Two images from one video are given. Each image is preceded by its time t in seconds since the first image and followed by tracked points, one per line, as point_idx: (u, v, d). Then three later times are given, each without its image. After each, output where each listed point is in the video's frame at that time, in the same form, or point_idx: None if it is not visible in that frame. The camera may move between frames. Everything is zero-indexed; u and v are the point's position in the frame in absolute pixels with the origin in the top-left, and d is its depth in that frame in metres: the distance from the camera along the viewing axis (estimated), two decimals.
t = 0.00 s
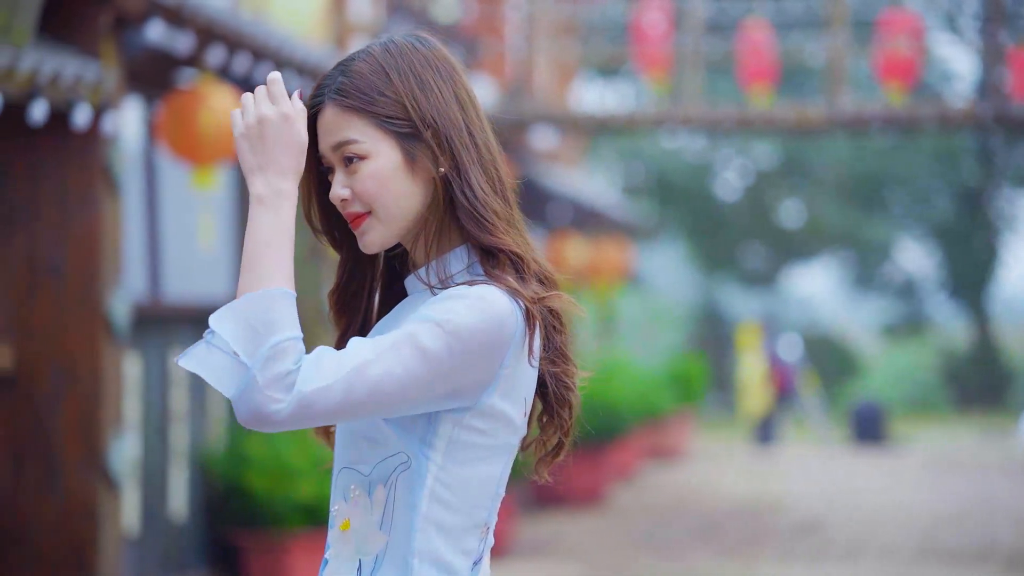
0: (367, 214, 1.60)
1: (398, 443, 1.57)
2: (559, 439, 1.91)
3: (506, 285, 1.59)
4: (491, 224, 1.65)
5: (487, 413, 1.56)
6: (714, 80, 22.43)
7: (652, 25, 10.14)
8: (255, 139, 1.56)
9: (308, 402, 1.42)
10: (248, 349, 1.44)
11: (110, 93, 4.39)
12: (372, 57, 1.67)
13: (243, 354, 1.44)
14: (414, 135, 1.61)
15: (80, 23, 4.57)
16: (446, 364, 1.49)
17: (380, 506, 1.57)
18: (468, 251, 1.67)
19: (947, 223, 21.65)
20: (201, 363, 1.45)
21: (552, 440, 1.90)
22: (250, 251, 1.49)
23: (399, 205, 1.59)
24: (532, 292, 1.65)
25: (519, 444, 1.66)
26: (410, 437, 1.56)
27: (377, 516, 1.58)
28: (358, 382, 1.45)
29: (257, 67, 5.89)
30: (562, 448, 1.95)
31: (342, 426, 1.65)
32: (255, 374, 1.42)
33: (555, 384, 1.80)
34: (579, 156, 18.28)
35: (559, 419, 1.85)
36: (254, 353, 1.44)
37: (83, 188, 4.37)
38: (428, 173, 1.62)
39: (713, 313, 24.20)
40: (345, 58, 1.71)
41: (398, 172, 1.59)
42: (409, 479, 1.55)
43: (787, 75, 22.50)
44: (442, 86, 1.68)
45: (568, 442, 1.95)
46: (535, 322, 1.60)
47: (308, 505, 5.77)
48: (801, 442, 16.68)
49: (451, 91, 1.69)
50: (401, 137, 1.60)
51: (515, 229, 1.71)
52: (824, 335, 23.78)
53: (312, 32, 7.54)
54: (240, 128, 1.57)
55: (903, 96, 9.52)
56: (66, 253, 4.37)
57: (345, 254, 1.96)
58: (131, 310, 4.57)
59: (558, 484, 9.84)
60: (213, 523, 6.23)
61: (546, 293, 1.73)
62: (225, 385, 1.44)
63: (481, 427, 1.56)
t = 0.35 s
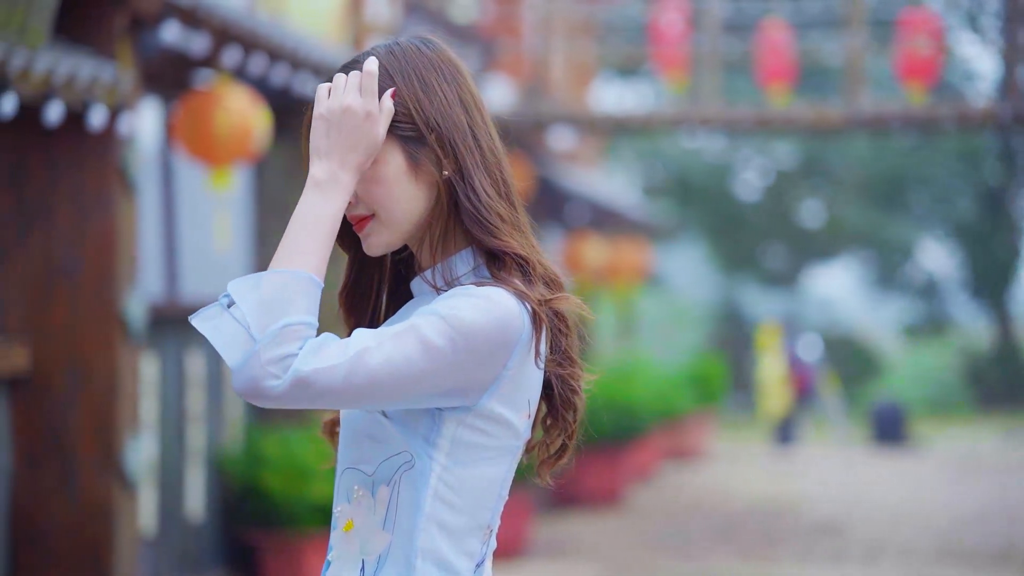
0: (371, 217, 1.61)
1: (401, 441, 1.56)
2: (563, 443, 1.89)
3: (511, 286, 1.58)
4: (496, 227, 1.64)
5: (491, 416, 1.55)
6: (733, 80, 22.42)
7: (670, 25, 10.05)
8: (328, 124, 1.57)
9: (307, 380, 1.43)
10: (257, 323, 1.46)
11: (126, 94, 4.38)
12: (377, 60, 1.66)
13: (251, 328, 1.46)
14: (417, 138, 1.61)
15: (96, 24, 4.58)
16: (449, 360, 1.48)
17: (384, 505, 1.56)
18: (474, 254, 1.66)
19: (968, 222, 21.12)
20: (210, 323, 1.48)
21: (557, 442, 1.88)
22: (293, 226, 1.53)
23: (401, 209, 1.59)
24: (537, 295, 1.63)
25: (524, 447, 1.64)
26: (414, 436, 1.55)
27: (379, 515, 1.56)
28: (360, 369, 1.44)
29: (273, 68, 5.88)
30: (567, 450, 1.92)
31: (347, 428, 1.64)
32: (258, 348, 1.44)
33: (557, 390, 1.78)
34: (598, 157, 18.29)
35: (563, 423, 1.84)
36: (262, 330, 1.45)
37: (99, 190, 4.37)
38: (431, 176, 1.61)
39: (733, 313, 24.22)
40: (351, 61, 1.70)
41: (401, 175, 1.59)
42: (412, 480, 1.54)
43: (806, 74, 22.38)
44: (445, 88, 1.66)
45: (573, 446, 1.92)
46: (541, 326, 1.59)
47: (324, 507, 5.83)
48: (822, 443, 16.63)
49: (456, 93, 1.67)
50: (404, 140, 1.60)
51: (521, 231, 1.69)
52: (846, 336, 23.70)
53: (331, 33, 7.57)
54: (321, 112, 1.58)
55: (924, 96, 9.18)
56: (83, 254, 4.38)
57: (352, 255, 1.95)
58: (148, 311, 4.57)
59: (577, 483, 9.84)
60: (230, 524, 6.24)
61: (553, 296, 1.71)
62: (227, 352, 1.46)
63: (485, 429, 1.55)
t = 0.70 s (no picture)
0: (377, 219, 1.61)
1: (408, 443, 1.55)
2: (567, 449, 1.88)
3: (520, 289, 1.58)
4: (506, 230, 1.63)
5: (498, 420, 1.54)
6: (755, 80, 22.27)
7: (691, 24, 9.92)
8: (368, 137, 1.54)
9: (319, 381, 1.41)
10: (276, 323, 1.44)
11: (144, 95, 4.39)
12: (389, 59, 1.65)
13: (271, 328, 1.45)
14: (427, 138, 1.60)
15: (114, 25, 4.58)
16: (462, 364, 1.47)
17: (387, 508, 1.55)
18: (482, 257, 1.65)
19: (994, 223, 20.90)
20: (231, 320, 1.47)
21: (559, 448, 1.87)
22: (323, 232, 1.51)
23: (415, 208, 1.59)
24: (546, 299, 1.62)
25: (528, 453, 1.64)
26: (422, 439, 1.55)
27: (382, 518, 1.55)
28: (371, 370, 1.43)
29: (291, 68, 5.87)
30: (572, 456, 1.91)
31: (351, 431, 1.63)
32: (275, 347, 1.43)
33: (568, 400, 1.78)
34: (619, 157, 18.22)
35: (567, 430, 1.83)
36: (280, 331, 1.44)
37: (116, 190, 4.38)
38: (440, 177, 1.61)
39: (756, 313, 24.10)
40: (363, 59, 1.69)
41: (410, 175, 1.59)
42: (418, 481, 1.53)
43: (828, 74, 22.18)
44: (454, 88, 1.65)
45: (576, 452, 1.90)
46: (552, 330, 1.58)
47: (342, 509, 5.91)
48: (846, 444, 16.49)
49: (466, 93, 1.65)
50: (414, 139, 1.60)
51: (530, 233, 1.69)
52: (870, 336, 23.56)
53: (350, 34, 7.57)
54: (362, 120, 1.55)
55: (949, 95, 9.00)
56: (102, 254, 4.38)
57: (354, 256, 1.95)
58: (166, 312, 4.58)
59: (598, 483, 9.82)
60: (250, 524, 6.26)
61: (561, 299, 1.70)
62: (246, 351, 1.44)
63: (492, 434, 1.54)
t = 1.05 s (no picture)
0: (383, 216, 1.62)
1: (415, 444, 1.55)
2: (565, 453, 1.87)
3: (528, 292, 1.59)
4: (514, 231, 1.63)
5: (503, 423, 1.55)
6: (775, 79, 22.08)
7: (710, 24, 9.80)
8: (405, 149, 1.52)
9: (337, 378, 1.40)
10: (298, 318, 1.44)
11: (161, 96, 4.40)
12: (403, 55, 1.65)
13: (294, 323, 1.44)
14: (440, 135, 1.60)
15: (131, 25, 4.59)
16: (476, 365, 1.47)
17: (392, 509, 1.54)
18: (487, 259, 1.65)
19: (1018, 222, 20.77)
20: (252, 310, 1.48)
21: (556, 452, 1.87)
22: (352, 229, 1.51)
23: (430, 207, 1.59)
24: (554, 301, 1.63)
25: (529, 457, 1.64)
26: (428, 440, 1.54)
27: (386, 521, 1.54)
28: (388, 368, 1.42)
29: (309, 69, 5.87)
30: (569, 462, 1.92)
31: (351, 432, 1.61)
32: (296, 342, 1.42)
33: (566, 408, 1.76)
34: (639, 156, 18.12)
35: (565, 435, 1.81)
36: (302, 327, 1.44)
37: (134, 190, 4.39)
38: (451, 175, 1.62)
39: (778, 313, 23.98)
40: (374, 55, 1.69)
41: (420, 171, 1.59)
42: (424, 483, 1.53)
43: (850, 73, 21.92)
44: (467, 88, 1.66)
45: (574, 456, 1.90)
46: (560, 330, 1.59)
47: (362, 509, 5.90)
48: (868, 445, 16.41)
49: (478, 94, 1.67)
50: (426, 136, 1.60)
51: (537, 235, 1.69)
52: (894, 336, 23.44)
53: (368, 35, 7.58)
54: (405, 127, 1.53)
55: (973, 95, 8.89)
56: (119, 254, 4.39)
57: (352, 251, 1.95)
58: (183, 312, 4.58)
59: (618, 484, 9.77)
60: (269, 524, 6.27)
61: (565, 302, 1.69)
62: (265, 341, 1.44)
63: (497, 437, 1.55)
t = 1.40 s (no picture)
0: (386, 206, 1.62)
1: (430, 444, 1.53)
2: (563, 454, 1.86)
3: (537, 291, 1.61)
4: (522, 226, 1.67)
5: (513, 422, 1.55)
6: (798, 78, 21.84)
7: (732, 24, 9.63)
8: (442, 154, 1.55)
9: (370, 368, 1.43)
10: (335, 308, 1.47)
11: (179, 97, 4.40)
12: (418, 50, 1.68)
13: (330, 315, 1.48)
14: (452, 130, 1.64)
15: (149, 25, 4.60)
16: (495, 360, 1.48)
17: (406, 512, 1.53)
18: (492, 256, 1.68)
19: None
20: (292, 295, 1.52)
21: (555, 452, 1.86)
22: (383, 228, 1.54)
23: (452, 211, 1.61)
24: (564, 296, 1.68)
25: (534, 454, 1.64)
26: (443, 439, 1.53)
27: (401, 523, 1.53)
28: (416, 360, 1.44)
29: (328, 70, 5.86)
30: (568, 464, 1.90)
31: (357, 435, 1.58)
32: (331, 332, 1.45)
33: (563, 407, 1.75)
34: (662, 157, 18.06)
35: (563, 436, 1.79)
36: (336, 319, 1.47)
37: (152, 190, 4.39)
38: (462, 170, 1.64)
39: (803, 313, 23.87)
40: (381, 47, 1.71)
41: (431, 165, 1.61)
42: (438, 485, 1.52)
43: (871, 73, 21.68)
44: (475, 86, 1.71)
45: (573, 457, 1.89)
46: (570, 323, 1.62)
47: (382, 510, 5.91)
48: (894, 446, 16.32)
49: (485, 93, 1.72)
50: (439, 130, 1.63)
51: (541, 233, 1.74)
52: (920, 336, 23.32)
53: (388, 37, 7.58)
54: (443, 133, 1.56)
55: (999, 95, 8.76)
56: (138, 255, 4.40)
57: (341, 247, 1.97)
58: (201, 312, 4.58)
59: (639, 484, 9.75)
60: (289, 524, 6.27)
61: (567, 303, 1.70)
62: (292, 319, 1.50)
63: (509, 436, 1.55)
